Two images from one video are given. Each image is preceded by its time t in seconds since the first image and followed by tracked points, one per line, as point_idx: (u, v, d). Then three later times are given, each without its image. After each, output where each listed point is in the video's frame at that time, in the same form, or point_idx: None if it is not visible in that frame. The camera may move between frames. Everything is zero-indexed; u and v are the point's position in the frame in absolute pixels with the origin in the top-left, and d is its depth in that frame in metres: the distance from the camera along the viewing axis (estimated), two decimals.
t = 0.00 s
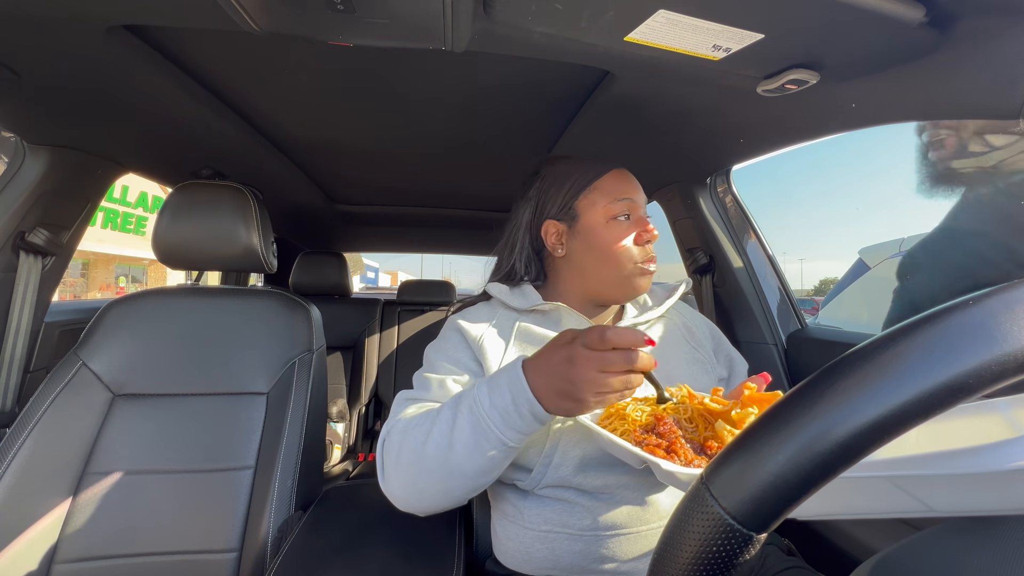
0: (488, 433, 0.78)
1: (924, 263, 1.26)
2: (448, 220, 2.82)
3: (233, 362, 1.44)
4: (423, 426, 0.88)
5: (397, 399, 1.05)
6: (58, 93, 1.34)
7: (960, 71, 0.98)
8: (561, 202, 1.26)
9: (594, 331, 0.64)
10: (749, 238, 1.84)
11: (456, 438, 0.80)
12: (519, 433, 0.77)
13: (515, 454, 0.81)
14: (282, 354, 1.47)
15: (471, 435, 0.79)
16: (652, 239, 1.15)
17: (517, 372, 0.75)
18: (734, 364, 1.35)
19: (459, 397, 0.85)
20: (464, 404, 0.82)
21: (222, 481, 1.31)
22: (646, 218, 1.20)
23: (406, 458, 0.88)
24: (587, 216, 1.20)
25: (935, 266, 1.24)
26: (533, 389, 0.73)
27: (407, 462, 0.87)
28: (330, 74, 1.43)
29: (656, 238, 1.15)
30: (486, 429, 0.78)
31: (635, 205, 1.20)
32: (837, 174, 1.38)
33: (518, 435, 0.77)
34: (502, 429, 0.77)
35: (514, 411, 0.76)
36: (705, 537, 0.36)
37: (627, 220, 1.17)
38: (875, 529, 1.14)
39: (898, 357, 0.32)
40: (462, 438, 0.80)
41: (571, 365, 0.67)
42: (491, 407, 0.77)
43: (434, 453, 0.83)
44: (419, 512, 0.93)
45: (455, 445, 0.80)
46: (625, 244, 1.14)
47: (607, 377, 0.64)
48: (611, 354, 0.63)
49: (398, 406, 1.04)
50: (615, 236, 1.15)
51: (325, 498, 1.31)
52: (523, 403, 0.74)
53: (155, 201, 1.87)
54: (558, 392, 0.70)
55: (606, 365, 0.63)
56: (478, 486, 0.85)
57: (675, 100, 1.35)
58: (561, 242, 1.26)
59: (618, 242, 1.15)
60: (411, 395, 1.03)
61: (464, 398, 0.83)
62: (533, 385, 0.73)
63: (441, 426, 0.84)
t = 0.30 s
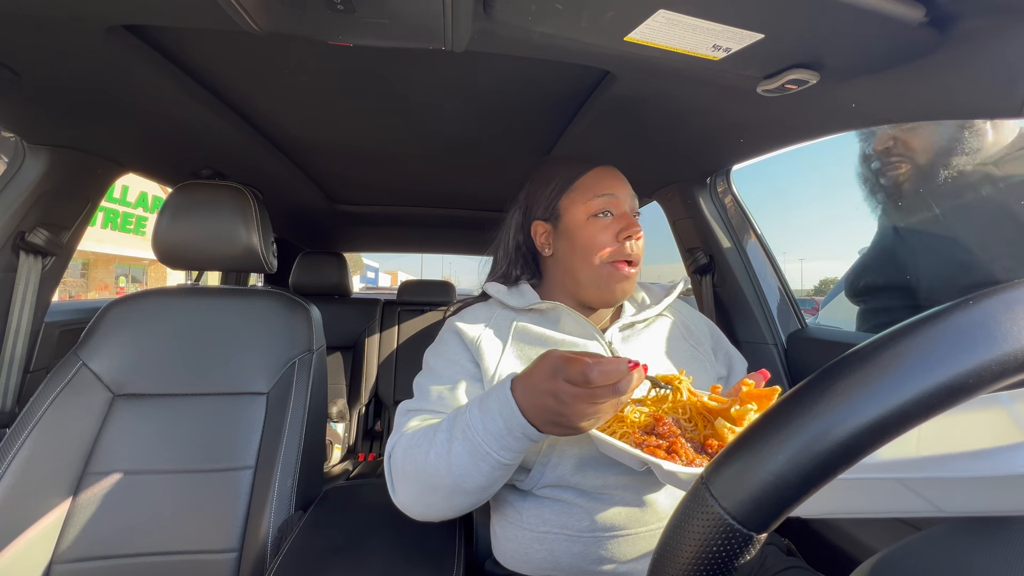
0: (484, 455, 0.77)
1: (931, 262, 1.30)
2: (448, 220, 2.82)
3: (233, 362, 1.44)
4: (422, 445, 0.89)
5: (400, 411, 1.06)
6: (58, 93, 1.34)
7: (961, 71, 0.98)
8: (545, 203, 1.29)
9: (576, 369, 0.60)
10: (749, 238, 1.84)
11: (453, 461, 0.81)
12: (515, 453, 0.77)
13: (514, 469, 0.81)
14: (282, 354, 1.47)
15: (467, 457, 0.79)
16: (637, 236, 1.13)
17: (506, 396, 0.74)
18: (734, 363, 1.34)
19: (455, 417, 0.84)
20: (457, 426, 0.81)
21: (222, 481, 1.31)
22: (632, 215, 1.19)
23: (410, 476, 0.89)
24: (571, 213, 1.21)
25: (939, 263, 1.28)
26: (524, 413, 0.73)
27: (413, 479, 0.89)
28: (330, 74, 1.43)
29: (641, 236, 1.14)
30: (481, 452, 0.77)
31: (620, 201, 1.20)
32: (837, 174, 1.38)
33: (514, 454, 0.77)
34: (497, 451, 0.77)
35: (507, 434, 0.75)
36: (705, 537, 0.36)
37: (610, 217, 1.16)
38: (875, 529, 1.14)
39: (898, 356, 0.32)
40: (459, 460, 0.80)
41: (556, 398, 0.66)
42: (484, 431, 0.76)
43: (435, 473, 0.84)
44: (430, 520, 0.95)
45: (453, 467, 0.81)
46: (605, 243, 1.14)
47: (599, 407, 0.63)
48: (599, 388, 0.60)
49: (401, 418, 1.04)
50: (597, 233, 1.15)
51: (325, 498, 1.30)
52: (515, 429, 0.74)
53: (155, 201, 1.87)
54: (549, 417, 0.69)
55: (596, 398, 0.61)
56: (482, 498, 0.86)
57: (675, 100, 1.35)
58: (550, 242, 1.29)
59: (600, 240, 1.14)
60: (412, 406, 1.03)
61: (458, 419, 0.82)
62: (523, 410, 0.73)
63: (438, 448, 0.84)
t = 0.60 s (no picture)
0: (481, 457, 0.77)
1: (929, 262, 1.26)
2: (448, 220, 2.82)
3: (233, 362, 1.44)
4: (421, 448, 0.89)
5: (398, 414, 1.06)
6: (58, 93, 1.34)
7: (961, 71, 0.98)
8: (537, 201, 1.30)
9: (563, 368, 0.60)
10: (748, 238, 1.84)
11: (451, 463, 0.80)
12: (512, 453, 0.77)
13: (513, 468, 0.81)
14: (282, 354, 1.47)
15: (465, 459, 0.79)
16: (622, 233, 1.11)
17: (500, 395, 0.74)
18: (733, 364, 1.34)
19: (451, 420, 0.84)
20: (453, 428, 0.82)
21: (222, 481, 1.31)
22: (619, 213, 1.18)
23: (410, 480, 0.89)
24: (558, 212, 1.22)
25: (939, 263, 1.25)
26: (519, 414, 0.73)
27: (413, 483, 0.89)
28: (329, 74, 1.43)
29: (628, 233, 1.11)
30: (478, 453, 0.77)
31: (607, 198, 1.19)
32: (837, 174, 1.38)
33: (512, 454, 0.77)
34: (494, 451, 0.77)
35: (503, 434, 0.75)
36: (705, 537, 0.36)
37: (596, 215, 1.16)
38: (876, 529, 1.14)
39: (898, 356, 0.32)
40: (457, 463, 0.80)
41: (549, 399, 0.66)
42: (480, 432, 0.76)
43: (434, 476, 0.84)
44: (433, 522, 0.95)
45: (452, 469, 0.81)
46: (590, 238, 1.13)
47: (592, 400, 0.63)
48: (590, 384, 0.60)
49: (400, 421, 1.04)
50: (582, 230, 1.15)
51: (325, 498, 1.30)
52: (510, 429, 0.74)
53: (155, 201, 1.87)
54: (541, 416, 0.69)
55: (587, 392, 0.62)
56: (482, 499, 0.86)
57: (675, 100, 1.34)
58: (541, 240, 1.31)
59: (585, 237, 1.14)
60: (411, 408, 1.03)
61: (454, 421, 0.82)
62: (517, 410, 0.73)
63: (435, 452, 0.84)
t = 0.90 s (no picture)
0: (475, 455, 0.77)
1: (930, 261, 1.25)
2: (448, 220, 2.82)
3: (233, 362, 1.44)
4: (421, 451, 0.89)
5: (399, 419, 1.06)
6: (59, 93, 1.34)
7: (961, 71, 0.98)
8: (542, 198, 1.30)
9: (542, 355, 0.61)
10: (748, 238, 1.84)
11: (449, 463, 0.80)
12: (507, 449, 0.77)
13: (510, 465, 0.80)
14: (282, 354, 1.47)
15: (461, 458, 0.79)
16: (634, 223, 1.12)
17: (492, 393, 0.74)
18: (733, 364, 1.35)
19: (446, 420, 0.84)
20: (448, 428, 0.82)
21: (222, 481, 1.31)
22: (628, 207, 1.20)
23: (411, 481, 0.89)
24: (568, 207, 1.21)
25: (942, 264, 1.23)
26: (510, 408, 0.73)
27: (414, 483, 0.89)
28: (329, 74, 1.43)
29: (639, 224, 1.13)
30: (473, 452, 0.77)
31: (615, 192, 1.20)
32: (838, 174, 1.38)
33: (506, 451, 0.77)
34: (489, 448, 0.76)
35: (496, 431, 0.75)
36: (705, 537, 0.36)
37: (606, 208, 1.17)
38: (876, 529, 1.14)
39: (898, 356, 0.32)
40: (454, 462, 0.80)
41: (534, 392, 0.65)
42: (474, 430, 0.76)
43: (433, 477, 0.84)
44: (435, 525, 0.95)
45: (450, 469, 0.81)
46: (603, 230, 1.13)
47: (577, 387, 0.63)
48: (571, 370, 0.61)
49: (401, 426, 1.04)
50: (595, 223, 1.15)
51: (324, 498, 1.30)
52: (503, 426, 0.74)
53: (155, 201, 1.87)
54: (534, 408, 0.68)
55: (570, 378, 0.62)
56: (483, 499, 0.86)
57: (675, 100, 1.34)
58: (546, 238, 1.29)
59: (598, 229, 1.14)
60: (411, 414, 1.03)
61: (448, 422, 0.82)
62: (509, 404, 0.73)
63: (434, 452, 0.84)
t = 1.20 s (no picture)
0: (471, 434, 0.77)
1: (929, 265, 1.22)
2: (448, 220, 2.82)
3: (233, 362, 1.44)
4: (421, 442, 0.89)
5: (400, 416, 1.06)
6: (59, 93, 1.34)
7: (961, 71, 0.98)
8: (550, 196, 1.28)
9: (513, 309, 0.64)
10: (749, 238, 1.84)
11: (447, 446, 0.81)
12: (501, 428, 0.76)
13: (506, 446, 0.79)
14: (282, 354, 1.47)
15: (458, 440, 0.79)
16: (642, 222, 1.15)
17: (486, 372, 0.74)
18: (733, 364, 1.35)
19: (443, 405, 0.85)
20: (446, 411, 0.82)
21: (222, 481, 1.31)
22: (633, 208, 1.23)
23: (412, 473, 0.89)
24: (578, 203, 1.21)
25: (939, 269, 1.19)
26: (503, 381, 0.72)
27: (413, 476, 0.89)
28: (329, 73, 1.43)
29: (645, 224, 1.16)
30: (469, 432, 0.77)
31: (623, 193, 1.23)
32: (838, 174, 1.38)
33: (500, 431, 0.76)
34: (483, 427, 0.76)
35: (490, 408, 0.74)
36: (705, 537, 0.36)
37: (616, 207, 1.18)
38: (876, 529, 1.14)
39: (899, 356, 0.32)
40: (452, 445, 0.80)
41: (515, 352, 0.66)
42: (469, 408, 0.77)
43: (433, 464, 0.84)
44: (439, 521, 0.94)
45: (448, 454, 0.81)
46: (613, 225, 1.14)
47: (553, 344, 0.64)
48: (541, 322, 0.63)
49: (403, 424, 1.04)
50: (605, 218, 1.16)
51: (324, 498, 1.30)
52: (497, 401, 0.73)
53: (155, 201, 1.87)
54: (522, 375, 0.68)
55: (544, 333, 0.63)
56: (483, 487, 0.85)
57: (675, 100, 1.34)
58: (554, 235, 1.26)
59: (608, 224, 1.14)
60: (412, 411, 1.04)
61: (446, 405, 0.83)
62: (502, 378, 0.72)
63: (433, 438, 0.85)
